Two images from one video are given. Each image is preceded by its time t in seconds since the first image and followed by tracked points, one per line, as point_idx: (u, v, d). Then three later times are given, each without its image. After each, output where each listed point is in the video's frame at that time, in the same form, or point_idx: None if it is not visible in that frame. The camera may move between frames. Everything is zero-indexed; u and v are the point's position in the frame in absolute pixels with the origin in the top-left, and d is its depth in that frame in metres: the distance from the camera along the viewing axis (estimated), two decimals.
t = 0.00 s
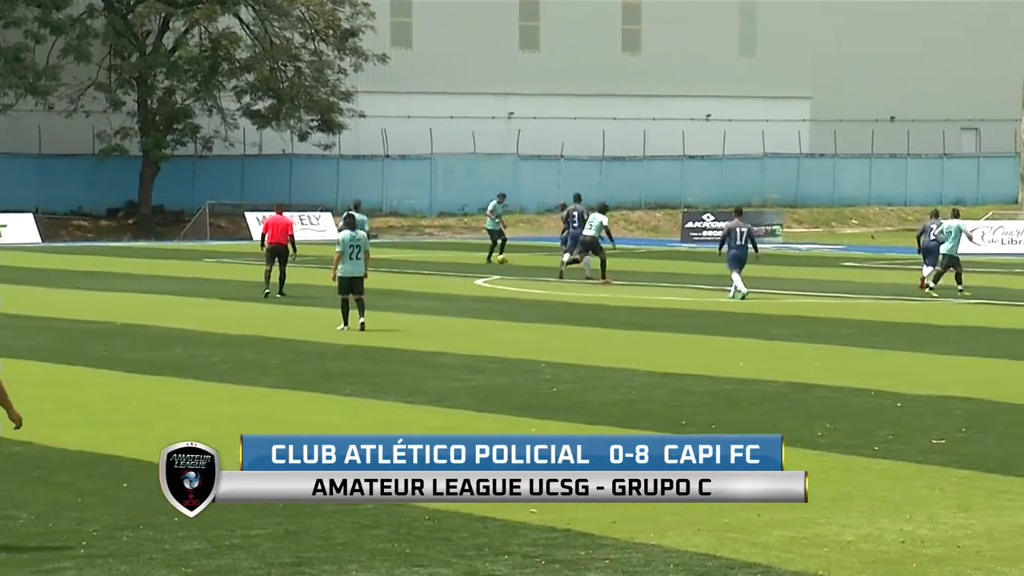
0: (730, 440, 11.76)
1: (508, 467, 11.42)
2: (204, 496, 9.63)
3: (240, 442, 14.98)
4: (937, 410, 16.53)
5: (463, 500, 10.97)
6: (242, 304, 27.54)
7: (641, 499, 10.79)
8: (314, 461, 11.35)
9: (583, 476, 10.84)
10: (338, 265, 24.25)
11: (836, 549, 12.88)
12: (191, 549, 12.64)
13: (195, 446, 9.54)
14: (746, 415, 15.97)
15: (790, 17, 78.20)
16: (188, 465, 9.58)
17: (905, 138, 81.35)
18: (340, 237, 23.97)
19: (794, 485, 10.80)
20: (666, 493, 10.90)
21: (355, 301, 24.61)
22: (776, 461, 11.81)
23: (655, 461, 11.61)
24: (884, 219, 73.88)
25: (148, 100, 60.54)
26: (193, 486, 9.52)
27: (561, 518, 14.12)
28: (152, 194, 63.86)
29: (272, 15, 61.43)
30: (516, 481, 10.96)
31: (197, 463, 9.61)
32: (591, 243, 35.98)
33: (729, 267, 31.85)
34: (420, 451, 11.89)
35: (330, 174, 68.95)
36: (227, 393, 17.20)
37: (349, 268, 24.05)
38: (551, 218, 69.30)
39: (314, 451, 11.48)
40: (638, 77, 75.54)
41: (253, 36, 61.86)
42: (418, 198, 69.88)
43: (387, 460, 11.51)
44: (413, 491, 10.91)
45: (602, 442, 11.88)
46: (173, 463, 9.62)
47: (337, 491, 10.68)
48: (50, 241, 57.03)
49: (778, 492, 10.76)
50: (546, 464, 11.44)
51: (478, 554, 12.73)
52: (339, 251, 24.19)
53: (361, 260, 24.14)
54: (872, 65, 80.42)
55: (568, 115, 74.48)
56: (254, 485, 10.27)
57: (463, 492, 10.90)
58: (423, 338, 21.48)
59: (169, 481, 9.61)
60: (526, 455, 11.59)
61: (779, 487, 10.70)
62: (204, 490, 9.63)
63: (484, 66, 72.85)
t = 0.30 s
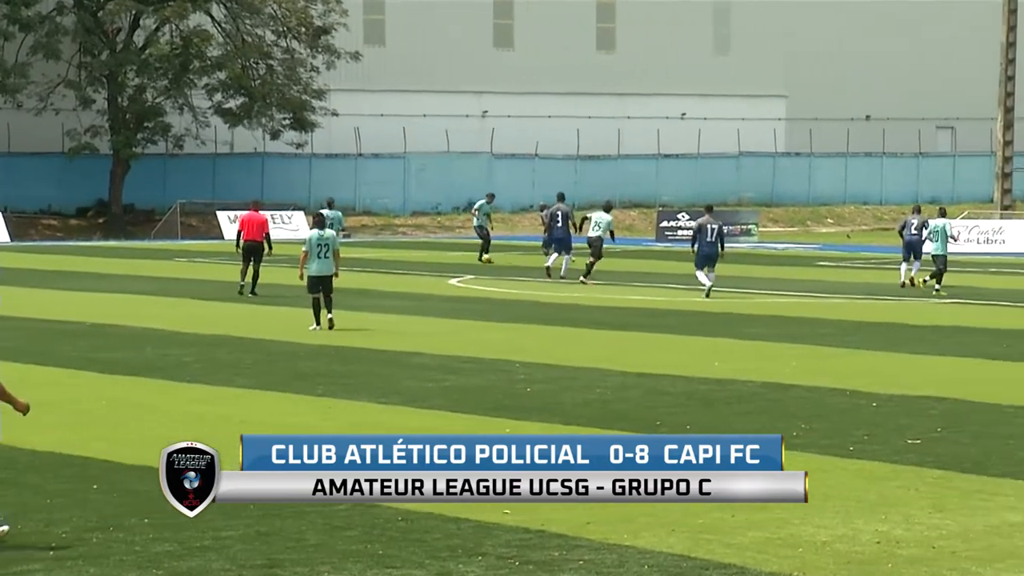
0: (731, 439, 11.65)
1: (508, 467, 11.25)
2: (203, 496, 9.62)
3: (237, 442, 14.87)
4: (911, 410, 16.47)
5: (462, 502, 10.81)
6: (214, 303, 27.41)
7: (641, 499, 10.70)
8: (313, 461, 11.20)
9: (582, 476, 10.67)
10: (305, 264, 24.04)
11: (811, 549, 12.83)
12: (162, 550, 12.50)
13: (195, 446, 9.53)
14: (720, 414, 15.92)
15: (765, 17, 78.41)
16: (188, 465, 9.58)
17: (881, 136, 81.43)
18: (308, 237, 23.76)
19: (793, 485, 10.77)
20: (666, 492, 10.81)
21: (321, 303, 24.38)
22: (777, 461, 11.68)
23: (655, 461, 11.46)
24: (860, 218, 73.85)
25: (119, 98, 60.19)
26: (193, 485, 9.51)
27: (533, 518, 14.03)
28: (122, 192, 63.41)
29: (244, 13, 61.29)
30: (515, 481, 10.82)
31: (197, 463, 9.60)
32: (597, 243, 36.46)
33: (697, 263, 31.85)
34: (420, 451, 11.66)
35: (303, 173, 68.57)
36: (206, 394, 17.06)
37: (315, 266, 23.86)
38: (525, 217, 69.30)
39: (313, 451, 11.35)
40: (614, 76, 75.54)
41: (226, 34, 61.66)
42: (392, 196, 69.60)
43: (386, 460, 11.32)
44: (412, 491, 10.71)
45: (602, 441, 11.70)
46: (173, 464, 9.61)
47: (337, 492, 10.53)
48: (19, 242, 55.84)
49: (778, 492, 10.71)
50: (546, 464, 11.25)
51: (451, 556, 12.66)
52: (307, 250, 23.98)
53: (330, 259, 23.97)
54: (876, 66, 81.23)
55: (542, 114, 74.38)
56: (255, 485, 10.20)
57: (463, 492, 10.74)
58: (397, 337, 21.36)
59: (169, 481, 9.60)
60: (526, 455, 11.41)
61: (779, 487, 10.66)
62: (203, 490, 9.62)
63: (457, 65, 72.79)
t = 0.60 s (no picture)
0: (730, 438, 11.94)
1: (508, 467, 11.44)
2: (204, 496, 9.75)
3: (240, 442, 14.74)
4: (884, 410, 16.42)
5: (464, 500, 10.87)
6: (183, 303, 27.26)
7: (641, 499, 10.77)
8: (314, 461, 11.42)
9: (582, 476, 10.74)
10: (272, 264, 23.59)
11: (783, 551, 12.77)
12: (130, 553, 12.36)
13: (194, 447, 9.67)
14: (692, 414, 15.86)
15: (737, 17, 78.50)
16: (188, 465, 9.71)
17: (853, 136, 81.67)
18: (275, 235, 23.35)
19: (794, 484, 10.83)
20: (666, 491, 10.89)
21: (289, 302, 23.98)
22: (777, 460, 11.91)
23: (655, 461, 11.71)
24: (833, 218, 73.85)
25: (86, 96, 59.67)
26: (193, 486, 9.66)
27: (505, 520, 13.97)
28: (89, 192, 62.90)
29: (212, 10, 61.15)
30: (515, 481, 10.90)
31: (197, 463, 9.74)
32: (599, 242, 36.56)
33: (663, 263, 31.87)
34: (420, 450, 12.02)
35: (272, 172, 68.22)
36: (180, 394, 16.94)
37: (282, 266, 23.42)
38: (497, 216, 69.18)
39: (314, 451, 11.56)
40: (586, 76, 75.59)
41: (195, 31, 61.35)
42: (363, 195, 69.46)
43: (386, 460, 11.61)
44: (413, 491, 10.80)
45: (602, 441, 11.96)
46: (173, 464, 9.75)
47: (338, 491, 10.62)
48: None
49: (777, 492, 10.77)
50: (546, 464, 11.46)
51: (422, 557, 12.55)
52: (274, 249, 23.49)
53: (298, 258, 23.44)
54: (872, 66, 81.92)
55: (514, 113, 74.26)
56: (254, 485, 10.30)
57: (464, 492, 10.79)
58: (369, 338, 21.25)
59: (169, 481, 9.75)
60: (526, 455, 11.63)
61: (777, 486, 10.72)
62: (204, 490, 9.75)
63: (429, 63, 72.55)
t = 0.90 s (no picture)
0: (730, 440, 11.85)
1: (508, 467, 11.26)
2: (203, 497, 9.57)
3: (240, 442, 14.61)
4: (861, 413, 16.35)
5: (464, 501, 10.73)
6: (155, 305, 27.13)
7: (642, 499, 10.60)
8: (314, 461, 11.25)
9: (582, 476, 10.55)
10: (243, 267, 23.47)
11: (761, 554, 12.66)
12: (102, 557, 12.22)
13: (195, 447, 9.48)
14: (668, 415, 15.78)
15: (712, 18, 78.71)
16: (188, 465, 9.54)
17: (831, 136, 81.39)
18: (245, 239, 23.26)
19: (793, 483, 10.67)
20: (667, 492, 10.78)
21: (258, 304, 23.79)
22: (777, 461, 11.78)
23: (655, 461, 11.58)
24: (810, 219, 73.90)
25: (58, 96, 59.37)
26: (193, 486, 9.47)
27: (481, 522, 13.86)
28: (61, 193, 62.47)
29: (185, 10, 60.83)
30: (516, 481, 10.77)
31: (197, 462, 9.55)
32: (607, 242, 36.67)
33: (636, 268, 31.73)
34: (420, 451, 11.85)
35: (246, 172, 67.90)
36: (152, 397, 16.77)
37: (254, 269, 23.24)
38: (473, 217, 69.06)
39: (314, 451, 11.40)
40: (562, 76, 75.63)
41: (167, 31, 60.98)
42: (337, 196, 69.27)
43: (387, 460, 11.46)
44: (413, 491, 10.68)
45: (602, 442, 11.84)
46: (173, 463, 9.57)
47: (338, 491, 10.46)
48: None
49: (778, 492, 10.61)
50: (546, 464, 11.25)
51: (397, 561, 12.44)
52: (245, 252, 23.36)
53: (268, 261, 23.36)
54: (848, 67, 81.86)
55: (489, 112, 74.36)
56: (254, 485, 10.01)
57: (464, 492, 10.67)
58: (344, 338, 21.17)
59: (168, 481, 9.56)
60: (526, 455, 11.44)
61: (779, 487, 10.56)
62: (203, 491, 9.56)
63: (404, 63, 72.45)
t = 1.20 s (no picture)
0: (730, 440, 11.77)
1: (508, 467, 11.24)
2: (204, 496, 9.89)
3: (240, 442, 14.48)
4: (840, 413, 16.33)
5: (464, 501, 10.83)
6: (132, 305, 27.01)
7: (642, 499, 10.73)
8: (314, 462, 11.20)
9: (582, 477, 10.71)
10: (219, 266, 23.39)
11: (740, 555, 12.63)
12: (77, 559, 12.13)
13: (195, 447, 9.77)
14: (647, 415, 15.75)
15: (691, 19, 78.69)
16: (189, 465, 9.84)
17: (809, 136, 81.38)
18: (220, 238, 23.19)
19: (794, 484, 10.85)
20: (666, 492, 10.88)
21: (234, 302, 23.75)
22: (777, 461, 11.73)
23: (655, 461, 11.49)
24: (789, 219, 73.94)
25: (32, 95, 59.10)
26: (194, 486, 9.79)
27: (459, 523, 13.79)
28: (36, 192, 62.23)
29: (160, 8, 60.63)
30: (516, 481, 10.86)
31: (197, 462, 9.86)
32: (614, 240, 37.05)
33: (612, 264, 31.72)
34: (420, 451, 11.69)
35: (222, 172, 67.54)
36: (133, 398, 16.65)
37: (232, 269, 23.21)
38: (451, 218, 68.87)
39: (314, 451, 11.33)
40: (540, 74, 75.65)
41: (142, 30, 60.71)
42: (314, 196, 68.99)
43: (386, 460, 11.38)
44: (413, 492, 10.80)
45: (601, 442, 11.70)
46: (173, 463, 9.87)
47: (338, 492, 10.63)
48: None
49: (778, 492, 10.81)
50: (547, 465, 11.21)
51: (374, 562, 12.36)
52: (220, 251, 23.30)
53: (241, 261, 23.19)
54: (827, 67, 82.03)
55: (468, 112, 74.24)
56: (254, 485, 10.33)
57: (464, 492, 10.77)
58: (322, 339, 21.09)
59: (169, 481, 9.88)
60: (526, 455, 11.34)
61: (779, 488, 10.75)
62: (203, 490, 9.89)
63: (381, 62, 72.52)
